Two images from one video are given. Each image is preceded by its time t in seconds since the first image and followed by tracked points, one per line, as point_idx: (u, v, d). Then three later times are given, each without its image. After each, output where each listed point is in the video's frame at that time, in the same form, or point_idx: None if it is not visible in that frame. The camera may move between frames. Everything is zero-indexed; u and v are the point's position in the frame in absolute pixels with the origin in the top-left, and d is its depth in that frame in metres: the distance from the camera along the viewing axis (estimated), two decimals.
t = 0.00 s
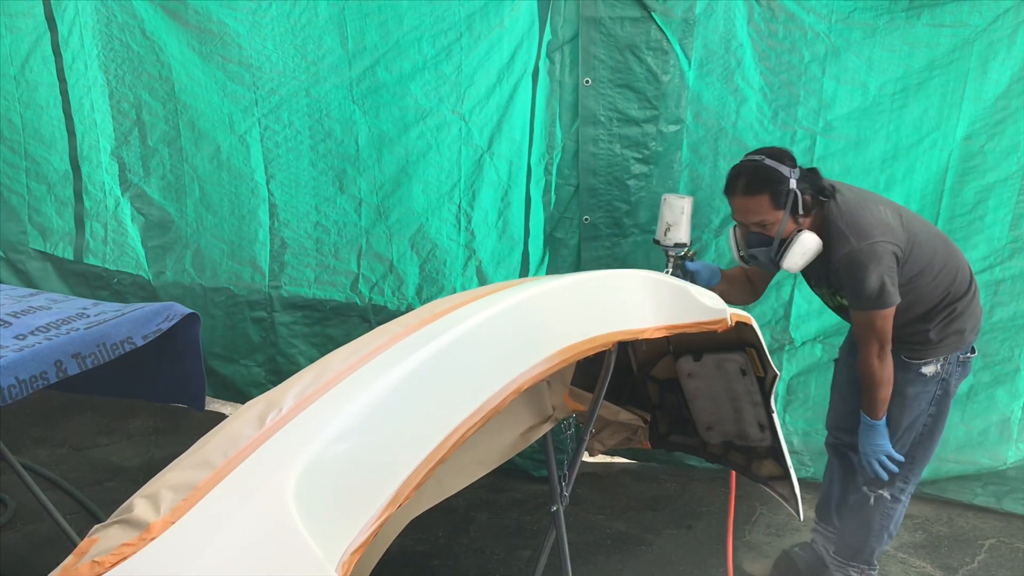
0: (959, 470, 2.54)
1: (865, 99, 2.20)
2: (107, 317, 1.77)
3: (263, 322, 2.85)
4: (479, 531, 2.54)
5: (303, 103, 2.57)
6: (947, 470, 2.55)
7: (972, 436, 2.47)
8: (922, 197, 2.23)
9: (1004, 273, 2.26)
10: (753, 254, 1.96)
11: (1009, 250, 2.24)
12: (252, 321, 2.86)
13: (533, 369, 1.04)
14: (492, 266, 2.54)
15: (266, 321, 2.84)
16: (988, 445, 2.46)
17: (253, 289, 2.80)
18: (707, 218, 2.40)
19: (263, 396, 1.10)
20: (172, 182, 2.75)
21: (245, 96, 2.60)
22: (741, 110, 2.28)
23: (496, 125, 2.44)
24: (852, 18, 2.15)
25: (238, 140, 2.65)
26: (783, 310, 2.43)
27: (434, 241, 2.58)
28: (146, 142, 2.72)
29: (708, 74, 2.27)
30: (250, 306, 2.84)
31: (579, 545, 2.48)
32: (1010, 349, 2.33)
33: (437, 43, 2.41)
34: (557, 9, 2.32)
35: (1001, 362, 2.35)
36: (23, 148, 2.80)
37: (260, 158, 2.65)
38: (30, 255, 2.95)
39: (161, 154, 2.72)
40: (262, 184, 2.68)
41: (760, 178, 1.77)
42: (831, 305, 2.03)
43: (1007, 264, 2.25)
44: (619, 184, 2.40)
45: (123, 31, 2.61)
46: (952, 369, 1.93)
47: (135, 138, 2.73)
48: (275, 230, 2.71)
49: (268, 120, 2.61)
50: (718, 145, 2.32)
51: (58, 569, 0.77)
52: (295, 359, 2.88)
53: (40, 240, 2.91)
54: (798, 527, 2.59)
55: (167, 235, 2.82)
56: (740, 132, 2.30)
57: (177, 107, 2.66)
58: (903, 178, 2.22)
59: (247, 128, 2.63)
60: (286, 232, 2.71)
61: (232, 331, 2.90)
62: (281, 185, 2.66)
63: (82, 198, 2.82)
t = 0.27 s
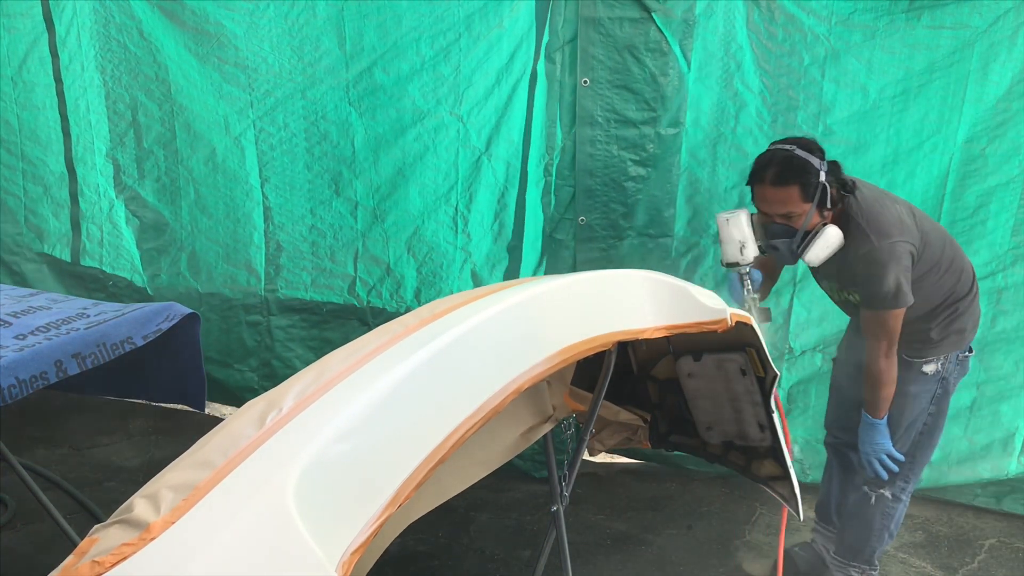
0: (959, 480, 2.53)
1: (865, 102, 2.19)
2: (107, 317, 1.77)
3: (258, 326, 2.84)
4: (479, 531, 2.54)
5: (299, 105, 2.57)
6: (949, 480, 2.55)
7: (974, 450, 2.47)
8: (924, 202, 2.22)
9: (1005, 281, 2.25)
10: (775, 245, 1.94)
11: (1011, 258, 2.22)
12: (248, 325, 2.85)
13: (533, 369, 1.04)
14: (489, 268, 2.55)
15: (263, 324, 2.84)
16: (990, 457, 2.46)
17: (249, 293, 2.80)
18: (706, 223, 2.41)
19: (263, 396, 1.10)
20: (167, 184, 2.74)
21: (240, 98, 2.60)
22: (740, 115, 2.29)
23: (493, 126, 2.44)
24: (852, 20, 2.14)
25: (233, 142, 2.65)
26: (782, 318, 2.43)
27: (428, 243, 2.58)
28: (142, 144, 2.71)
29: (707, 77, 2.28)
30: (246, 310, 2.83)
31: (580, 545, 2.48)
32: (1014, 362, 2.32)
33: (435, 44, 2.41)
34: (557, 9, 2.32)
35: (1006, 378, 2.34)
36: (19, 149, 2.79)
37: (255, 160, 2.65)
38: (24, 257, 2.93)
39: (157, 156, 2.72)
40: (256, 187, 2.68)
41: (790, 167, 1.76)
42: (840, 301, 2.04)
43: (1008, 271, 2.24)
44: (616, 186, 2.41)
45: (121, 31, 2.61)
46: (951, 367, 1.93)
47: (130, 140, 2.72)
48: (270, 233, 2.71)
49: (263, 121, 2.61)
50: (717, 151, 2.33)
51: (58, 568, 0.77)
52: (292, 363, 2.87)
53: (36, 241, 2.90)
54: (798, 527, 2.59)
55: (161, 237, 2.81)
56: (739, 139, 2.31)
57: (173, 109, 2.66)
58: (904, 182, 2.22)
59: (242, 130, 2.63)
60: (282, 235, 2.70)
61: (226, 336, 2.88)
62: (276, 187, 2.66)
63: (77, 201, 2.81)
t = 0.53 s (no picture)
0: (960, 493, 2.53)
1: (865, 105, 2.19)
2: (108, 317, 1.77)
3: (255, 328, 2.84)
4: (479, 531, 2.54)
5: (294, 107, 2.58)
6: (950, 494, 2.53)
7: (977, 467, 2.47)
8: (925, 207, 2.22)
9: (1009, 289, 2.26)
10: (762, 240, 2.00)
11: (1014, 264, 2.24)
12: (245, 328, 2.84)
13: (533, 369, 1.04)
14: (488, 269, 2.55)
15: (260, 327, 2.83)
16: (993, 472, 2.46)
17: (246, 295, 2.79)
18: (704, 227, 2.41)
19: (263, 396, 1.10)
20: (163, 186, 2.74)
21: (237, 99, 2.60)
22: (739, 118, 2.29)
23: (491, 128, 2.44)
24: (852, 21, 2.14)
25: (229, 144, 2.64)
26: (782, 324, 2.43)
27: (423, 245, 2.58)
28: (139, 145, 2.71)
29: (707, 78, 2.28)
30: (243, 312, 2.82)
31: (580, 545, 2.48)
32: (1018, 375, 2.32)
33: (434, 45, 2.41)
34: (557, 10, 2.32)
35: (1009, 391, 2.35)
36: (17, 150, 2.78)
37: (251, 161, 2.65)
38: (21, 258, 2.92)
39: (153, 157, 2.71)
40: (253, 189, 2.67)
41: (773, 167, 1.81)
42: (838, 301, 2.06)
43: (1012, 279, 2.25)
44: (614, 187, 2.41)
45: (120, 32, 2.61)
46: (952, 369, 1.93)
47: (127, 141, 2.72)
48: (266, 235, 2.70)
49: (259, 123, 2.61)
50: (716, 155, 2.34)
51: (58, 568, 0.77)
52: (289, 366, 2.87)
53: (35, 242, 2.90)
54: (798, 527, 2.59)
55: (157, 239, 2.81)
56: (738, 143, 2.31)
57: (171, 110, 2.66)
58: (905, 186, 2.22)
59: (238, 132, 2.63)
60: (278, 237, 2.70)
61: (223, 338, 2.87)
62: (271, 189, 2.66)
63: (73, 202, 2.80)
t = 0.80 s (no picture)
0: (962, 510, 2.47)
1: (865, 106, 2.19)
2: (107, 317, 1.77)
3: (254, 330, 2.84)
4: (479, 531, 2.54)
5: (293, 107, 2.58)
6: (952, 512, 2.48)
7: (978, 479, 2.42)
8: (926, 211, 2.22)
9: (1010, 294, 2.24)
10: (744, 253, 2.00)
11: (1015, 269, 2.22)
12: (243, 329, 2.85)
13: (533, 369, 1.04)
14: (487, 270, 2.55)
15: (258, 328, 2.83)
16: (994, 484, 2.42)
17: (245, 295, 2.79)
18: (703, 229, 2.39)
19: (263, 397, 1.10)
20: (161, 186, 2.74)
21: (235, 100, 2.60)
22: (738, 120, 2.28)
23: (490, 128, 2.44)
24: (852, 21, 2.15)
25: (228, 144, 2.64)
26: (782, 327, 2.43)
27: (421, 246, 2.59)
28: (137, 146, 2.71)
29: (706, 78, 2.27)
30: (241, 313, 2.83)
31: (579, 545, 2.48)
32: (1019, 382, 2.29)
33: (433, 45, 2.41)
34: (556, 10, 2.32)
35: (1009, 401, 2.31)
36: (16, 150, 2.79)
37: (250, 161, 2.65)
38: (20, 258, 2.92)
39: (152, 158, 2.71)
40: (251, 190, 2.67)
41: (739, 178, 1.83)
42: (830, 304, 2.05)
43: (1013, 285, 2.23)
44: (613, 188, 2.41)
45: (118, 32, 2.61)
46: (952, 370, 1.92)
47: (125, 142, 2.71)
48: (264, 236, 2.70)
49: (259, 123, 2.61)
50: (714, 156, 2.32)
51: (58, 568, 0.77)
52: (287, 367, 2.86)
53: (34, 242, 2.90)
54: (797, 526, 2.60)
55: (156, 239, 2.80)
56: (736, 144, 2.30)
57: (170, 110, 2.66)
58: (905, 188, 2.21)
59: (238, 132, 2.63)
60: (276, 237, 2.70)
61: (222, 338, 2.87)
62: (270, 189, 2.66)
63: (72, 202, 2.80)
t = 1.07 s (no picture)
0: (962, 513, 2.47)
1: (865, 109, 2.19)
2: (107, 317, 1.77)
3: (253, 330, 2.84)
4: (479, 531, 2.54)
5: (294, 107, 2.58)
6: (952, 514, 2.48)
7: (979, 486, 2.42)
8: (927, 215, 2.22)
9: (1013, 301, 2.24)
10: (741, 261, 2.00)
11: (1017, 273, 2.21)
12: (243, 329, 2.85)
13: (533, 369, 1.04)
14: (486, 271, 2.54)
15: (258, 328, 2.84)
16: (995, 489, 2.42)
17: (245, 295, 2.80)
18: (702, 233, 2.39)
19: (262, 397, 1.10)
20: (161, 186, 2.74)
21: (235, 99, 2.60)
22: (737, 121, 2.28)
23: (490, 128, 2.44)
24: (852, 23, 2.14)
25: (228, 143, 2.64)
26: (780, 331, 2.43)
27: (420, 246, 2.59)
28: (137, 146, 2.71)
29: (706, 79, 2.27)
30: (241, 314, 2.83)
31: (579, 545, 2.48)
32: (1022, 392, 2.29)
33: (434, 45, 2.41)
34: (557, 9, 2.32)
35: (1014, 410, 2.31)
36: (17, 150, 2.78)
37: (250, 161, 2.65)
38: (21, 258, 2.92)
39: (152, 158, 2.71)
40: (251, 189, 2.67)
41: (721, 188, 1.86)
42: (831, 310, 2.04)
43: (1015, 292, 2.23)
44: (612, 189, 2.41)
45: (119, 32, 2.61)
46: (951, 370, 1.92)
47: (125, 142, 2.71)
48: (264, 236, 2.70)
49: (259, 123, 2.61)
50: (713, 158, 2.32)
51: (58, 568, 0.77)
52: (287, 367, 2.87)
53: (34, 242, 2.90)
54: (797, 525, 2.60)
55: (156, 239, 2.80)
56: (735, 146, 2.30)
57: (170, 110, 2.66)
58: (906, 192, 2.22)
59: (238, 132, 2.63)
60: (276, 237, 2.70)
61: (222, 338, 2.88)
62: (271, 189, 2.66)
63: (72, 202, 2.80)
